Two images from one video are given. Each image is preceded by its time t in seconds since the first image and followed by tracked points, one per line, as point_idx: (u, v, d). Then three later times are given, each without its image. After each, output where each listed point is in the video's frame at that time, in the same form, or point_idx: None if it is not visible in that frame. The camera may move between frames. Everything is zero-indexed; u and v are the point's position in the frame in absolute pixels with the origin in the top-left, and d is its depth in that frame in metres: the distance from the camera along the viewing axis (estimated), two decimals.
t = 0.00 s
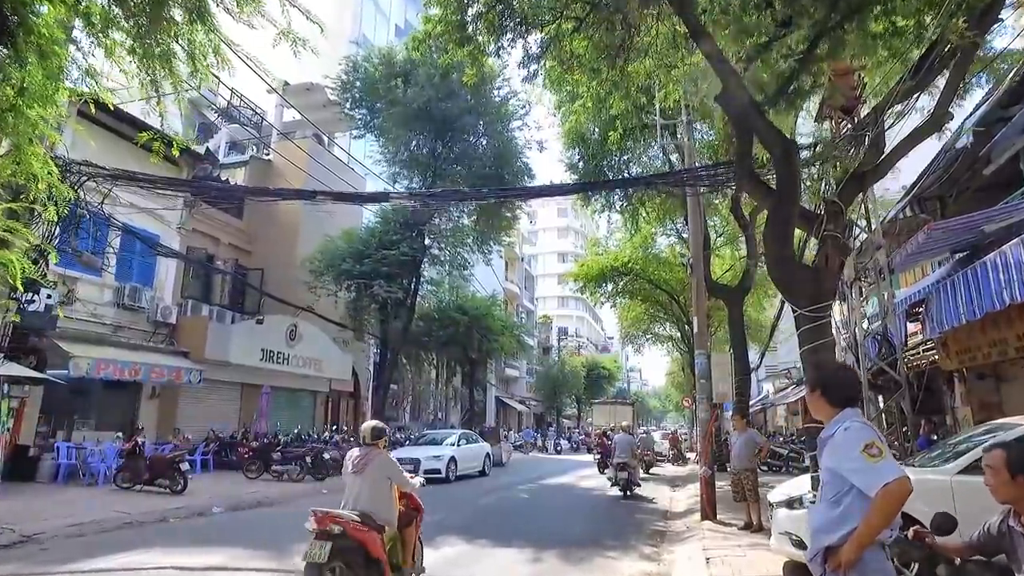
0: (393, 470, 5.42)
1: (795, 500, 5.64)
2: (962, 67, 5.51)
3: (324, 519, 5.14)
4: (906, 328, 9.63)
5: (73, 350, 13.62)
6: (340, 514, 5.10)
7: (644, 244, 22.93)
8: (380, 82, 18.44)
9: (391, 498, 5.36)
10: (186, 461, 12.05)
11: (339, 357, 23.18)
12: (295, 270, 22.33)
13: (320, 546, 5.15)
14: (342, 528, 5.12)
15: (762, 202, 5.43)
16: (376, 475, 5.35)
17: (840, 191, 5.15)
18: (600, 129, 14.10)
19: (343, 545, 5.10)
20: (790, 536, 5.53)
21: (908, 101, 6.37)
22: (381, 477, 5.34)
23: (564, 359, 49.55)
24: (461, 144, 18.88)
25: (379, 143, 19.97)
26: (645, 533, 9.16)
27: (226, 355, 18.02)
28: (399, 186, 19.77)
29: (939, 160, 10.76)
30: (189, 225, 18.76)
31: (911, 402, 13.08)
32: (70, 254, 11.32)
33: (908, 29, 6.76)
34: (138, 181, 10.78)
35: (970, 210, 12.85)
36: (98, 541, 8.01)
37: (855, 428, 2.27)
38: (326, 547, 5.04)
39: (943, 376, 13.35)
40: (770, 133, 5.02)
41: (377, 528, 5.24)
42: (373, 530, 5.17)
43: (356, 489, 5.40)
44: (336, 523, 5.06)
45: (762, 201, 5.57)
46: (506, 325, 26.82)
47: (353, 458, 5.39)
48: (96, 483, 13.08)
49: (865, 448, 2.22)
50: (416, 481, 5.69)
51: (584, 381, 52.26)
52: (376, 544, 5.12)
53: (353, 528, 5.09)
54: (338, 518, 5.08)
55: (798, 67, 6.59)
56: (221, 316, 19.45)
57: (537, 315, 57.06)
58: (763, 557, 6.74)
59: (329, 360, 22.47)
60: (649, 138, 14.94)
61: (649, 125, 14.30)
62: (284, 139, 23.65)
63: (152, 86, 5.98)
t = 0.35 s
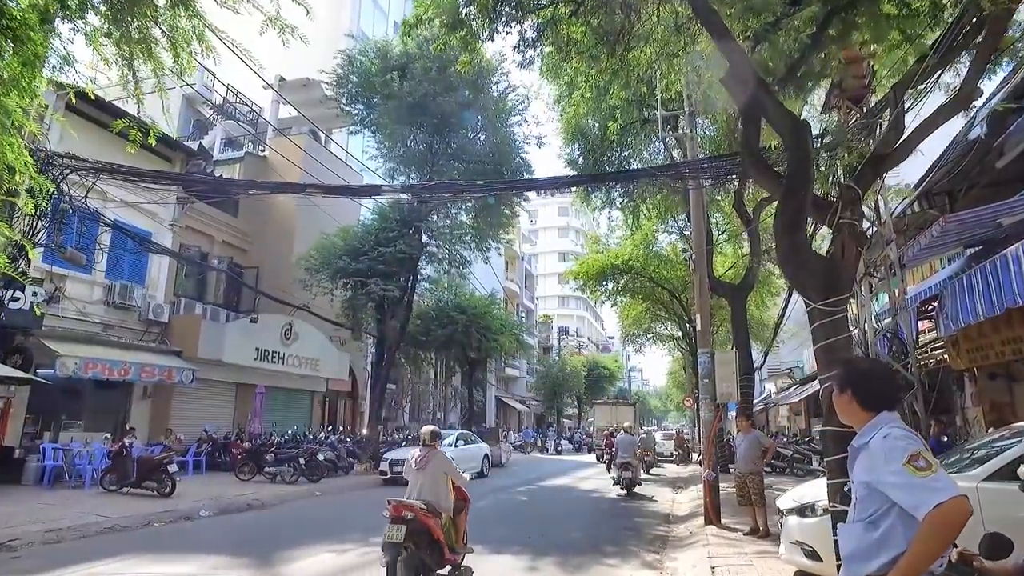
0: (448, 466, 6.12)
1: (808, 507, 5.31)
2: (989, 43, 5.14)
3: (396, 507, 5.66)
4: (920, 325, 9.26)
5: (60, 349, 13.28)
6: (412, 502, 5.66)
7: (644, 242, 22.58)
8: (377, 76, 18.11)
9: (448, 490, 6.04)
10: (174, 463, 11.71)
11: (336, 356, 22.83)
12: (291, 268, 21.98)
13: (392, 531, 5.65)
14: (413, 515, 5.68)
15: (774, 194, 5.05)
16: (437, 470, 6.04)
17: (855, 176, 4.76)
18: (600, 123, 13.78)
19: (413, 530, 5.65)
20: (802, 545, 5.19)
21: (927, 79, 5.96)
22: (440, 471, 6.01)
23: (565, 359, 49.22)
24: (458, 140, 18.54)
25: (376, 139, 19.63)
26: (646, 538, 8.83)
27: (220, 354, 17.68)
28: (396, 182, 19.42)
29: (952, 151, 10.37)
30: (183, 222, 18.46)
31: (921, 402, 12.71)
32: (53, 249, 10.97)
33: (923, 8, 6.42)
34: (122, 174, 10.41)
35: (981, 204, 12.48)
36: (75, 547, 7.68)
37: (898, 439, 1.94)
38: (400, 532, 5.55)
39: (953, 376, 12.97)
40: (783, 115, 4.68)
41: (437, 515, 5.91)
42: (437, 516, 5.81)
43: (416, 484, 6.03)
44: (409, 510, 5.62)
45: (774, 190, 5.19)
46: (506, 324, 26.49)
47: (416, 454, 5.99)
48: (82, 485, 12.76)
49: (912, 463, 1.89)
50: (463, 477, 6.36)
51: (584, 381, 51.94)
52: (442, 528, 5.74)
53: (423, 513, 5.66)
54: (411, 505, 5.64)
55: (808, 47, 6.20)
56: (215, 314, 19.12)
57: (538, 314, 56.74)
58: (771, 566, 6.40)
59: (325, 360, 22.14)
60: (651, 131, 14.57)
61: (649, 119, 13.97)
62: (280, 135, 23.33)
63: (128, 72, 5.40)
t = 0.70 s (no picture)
0: (484, 463, 7.07)
1: (826, 513, 4.94)
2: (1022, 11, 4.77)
3: (443, 497, 6.46)
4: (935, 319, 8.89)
5: (46, 346, 12.92)
6: (458, 493, 6.46)
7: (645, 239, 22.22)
8: (374, 68, 17.78)
9: (484, 483, 6.89)
10: (161, 463, 11.36)
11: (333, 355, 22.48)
12: (286, 266, 21.63)
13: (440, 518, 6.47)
14: (458, 504, 6.51)
15: (790, 179, 4.59)
16: (475, 464, 6.88)
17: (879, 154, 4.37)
18: (599, 115, 13.42)
19: (459, 518, 6.48)
20: (820, 554, 4.83)
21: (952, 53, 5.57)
22: (479, 467, 6.93)
23: (565, 357, 48.87)
24: (456, 133, 18.19)
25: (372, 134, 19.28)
26: (649, 543, 8.46)
27: (213, 352, 17.31)
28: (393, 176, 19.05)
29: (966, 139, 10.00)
30: (176, 217, 18.09)
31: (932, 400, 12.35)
32: (35, 242, 10.62)
33: None
34: (106, 165, 10.04)
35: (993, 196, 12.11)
36: (49, 553, 7.31)
37: (975, 443, 1.71)
38: (449, 519, 6.36)
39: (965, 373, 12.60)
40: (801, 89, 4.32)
41: (475, 504, 6.76)
42: (477, 506, 6.66)
43: (456, 478, 6.94)
44: (455, 501, 6.41)
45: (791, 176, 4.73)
46: (505, 322, 26.14)
47: (456, 451, 6.79)
48: (67, 487, 12.40)
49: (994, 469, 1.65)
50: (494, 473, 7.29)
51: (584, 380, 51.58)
52: (481, 516, 6.60)
53: (468, 504, 6.49)
54: (457, 496, 6.44)
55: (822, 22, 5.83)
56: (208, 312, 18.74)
57: (537, 313, 56.36)
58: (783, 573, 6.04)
59: (322, 358, 21.77)
60: (652, 123, 14.18)
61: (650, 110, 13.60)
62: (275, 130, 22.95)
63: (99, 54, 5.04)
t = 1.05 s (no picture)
0: (510, 458, 8.11)
1: (841, 517, 4.58)
2: None
3: (476, 487, 7.53)
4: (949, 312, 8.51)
5: (26, 344, 12.51)
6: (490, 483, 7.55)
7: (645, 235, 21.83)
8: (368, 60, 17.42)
9: (510, 475, 7.95)
10: (145, 463, 10.99)
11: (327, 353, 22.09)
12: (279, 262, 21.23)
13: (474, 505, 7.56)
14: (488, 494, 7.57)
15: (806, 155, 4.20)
16: (501, 460, 7.89)
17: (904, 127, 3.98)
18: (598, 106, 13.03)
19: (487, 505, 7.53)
20: (835, 562, 4.46)
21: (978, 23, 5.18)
22: (506, 461, 7.96)
23: (564, 357, 48.47)
24: (450, 127, 17.80)
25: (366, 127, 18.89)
26: (648, 546, 8.11)
27: (202, 349, 16.91)
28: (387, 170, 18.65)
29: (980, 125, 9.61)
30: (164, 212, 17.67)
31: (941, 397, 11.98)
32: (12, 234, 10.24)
33: None
34: (84, 152, 9.63)
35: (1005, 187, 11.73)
36: (19, 559, 6.98)
37: None
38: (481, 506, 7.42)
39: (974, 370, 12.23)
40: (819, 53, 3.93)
41: (502, 493, 7.83)
42: (503, 494, 7.75)
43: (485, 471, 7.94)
44: (487, 490, 7.48)
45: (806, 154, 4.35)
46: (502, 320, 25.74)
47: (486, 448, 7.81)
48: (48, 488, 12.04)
49: None
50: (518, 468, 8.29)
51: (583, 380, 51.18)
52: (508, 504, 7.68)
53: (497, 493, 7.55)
54: (488, 487, 7.51)
55: None
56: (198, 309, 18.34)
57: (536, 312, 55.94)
58: None
59: (315, 357, 21.38)
60: (652, 115, 13.82)
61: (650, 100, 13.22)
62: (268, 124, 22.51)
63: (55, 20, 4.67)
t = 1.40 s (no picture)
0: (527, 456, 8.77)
1: (857, 525, 4.25)
2: None
3: (497, 482, 8.16)
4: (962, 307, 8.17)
5: (10, 341, 12.17)
6: (509, 478, 8.21)
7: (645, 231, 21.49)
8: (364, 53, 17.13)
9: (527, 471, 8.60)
10: (130, 464, 10.66)
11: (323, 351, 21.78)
12: (273, 260, 20.90)
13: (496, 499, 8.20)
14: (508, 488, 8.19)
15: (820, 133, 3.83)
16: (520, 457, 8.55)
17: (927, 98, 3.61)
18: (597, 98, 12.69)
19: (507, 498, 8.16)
20: (852, 573, 4.13)
21: None
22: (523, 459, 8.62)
23: (564, 356, 48.13)
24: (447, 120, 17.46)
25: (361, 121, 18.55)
26: (648, 550, 7.78)
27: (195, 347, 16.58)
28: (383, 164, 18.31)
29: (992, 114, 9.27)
30: (156, 207, 17.33)
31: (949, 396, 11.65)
32: None
33: None
34: (64, 142, 9.28)
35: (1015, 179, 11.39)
36: None
37: None
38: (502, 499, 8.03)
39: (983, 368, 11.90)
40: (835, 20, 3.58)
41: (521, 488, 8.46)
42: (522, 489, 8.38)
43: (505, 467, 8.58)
44: (508, 484, 8.11)
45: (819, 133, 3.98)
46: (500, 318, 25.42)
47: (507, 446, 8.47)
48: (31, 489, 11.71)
49: None
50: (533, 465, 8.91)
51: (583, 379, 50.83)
52: (526, 497, 8.31)
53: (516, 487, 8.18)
54: (509, 482, 8.13)
55: None
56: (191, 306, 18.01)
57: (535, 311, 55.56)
58: None
59: (311, 355, 21.07)
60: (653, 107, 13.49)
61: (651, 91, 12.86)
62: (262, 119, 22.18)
63: None
